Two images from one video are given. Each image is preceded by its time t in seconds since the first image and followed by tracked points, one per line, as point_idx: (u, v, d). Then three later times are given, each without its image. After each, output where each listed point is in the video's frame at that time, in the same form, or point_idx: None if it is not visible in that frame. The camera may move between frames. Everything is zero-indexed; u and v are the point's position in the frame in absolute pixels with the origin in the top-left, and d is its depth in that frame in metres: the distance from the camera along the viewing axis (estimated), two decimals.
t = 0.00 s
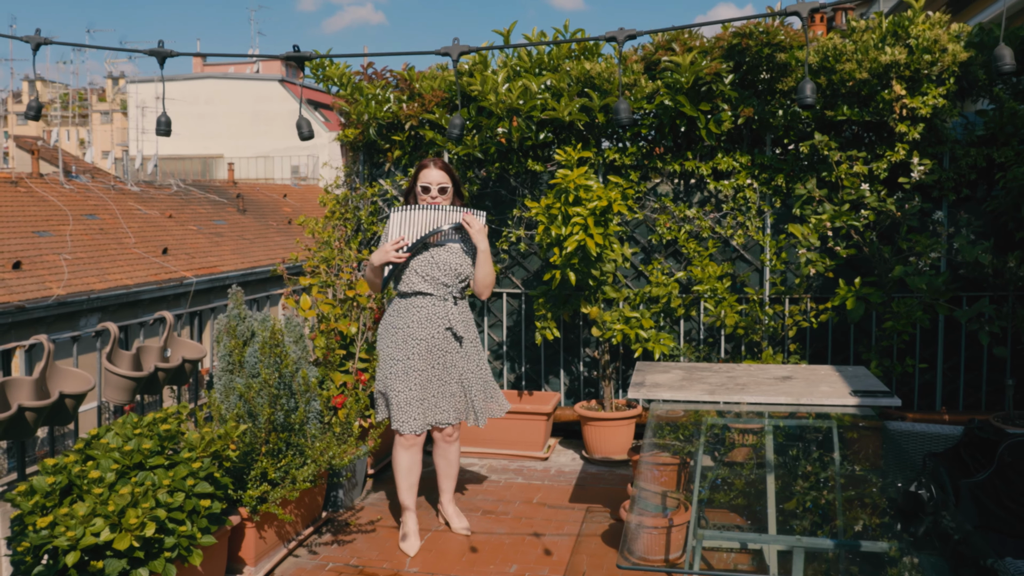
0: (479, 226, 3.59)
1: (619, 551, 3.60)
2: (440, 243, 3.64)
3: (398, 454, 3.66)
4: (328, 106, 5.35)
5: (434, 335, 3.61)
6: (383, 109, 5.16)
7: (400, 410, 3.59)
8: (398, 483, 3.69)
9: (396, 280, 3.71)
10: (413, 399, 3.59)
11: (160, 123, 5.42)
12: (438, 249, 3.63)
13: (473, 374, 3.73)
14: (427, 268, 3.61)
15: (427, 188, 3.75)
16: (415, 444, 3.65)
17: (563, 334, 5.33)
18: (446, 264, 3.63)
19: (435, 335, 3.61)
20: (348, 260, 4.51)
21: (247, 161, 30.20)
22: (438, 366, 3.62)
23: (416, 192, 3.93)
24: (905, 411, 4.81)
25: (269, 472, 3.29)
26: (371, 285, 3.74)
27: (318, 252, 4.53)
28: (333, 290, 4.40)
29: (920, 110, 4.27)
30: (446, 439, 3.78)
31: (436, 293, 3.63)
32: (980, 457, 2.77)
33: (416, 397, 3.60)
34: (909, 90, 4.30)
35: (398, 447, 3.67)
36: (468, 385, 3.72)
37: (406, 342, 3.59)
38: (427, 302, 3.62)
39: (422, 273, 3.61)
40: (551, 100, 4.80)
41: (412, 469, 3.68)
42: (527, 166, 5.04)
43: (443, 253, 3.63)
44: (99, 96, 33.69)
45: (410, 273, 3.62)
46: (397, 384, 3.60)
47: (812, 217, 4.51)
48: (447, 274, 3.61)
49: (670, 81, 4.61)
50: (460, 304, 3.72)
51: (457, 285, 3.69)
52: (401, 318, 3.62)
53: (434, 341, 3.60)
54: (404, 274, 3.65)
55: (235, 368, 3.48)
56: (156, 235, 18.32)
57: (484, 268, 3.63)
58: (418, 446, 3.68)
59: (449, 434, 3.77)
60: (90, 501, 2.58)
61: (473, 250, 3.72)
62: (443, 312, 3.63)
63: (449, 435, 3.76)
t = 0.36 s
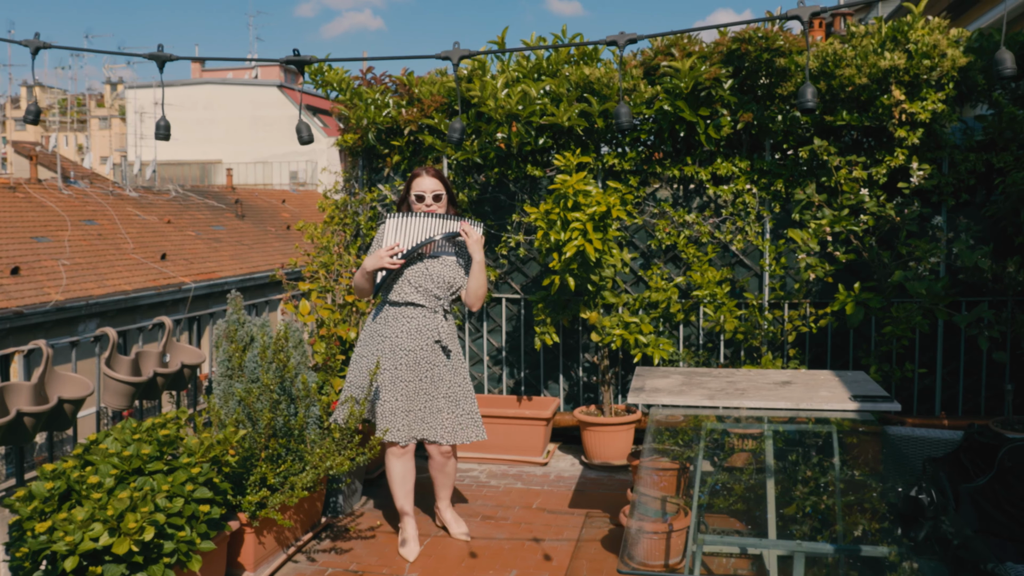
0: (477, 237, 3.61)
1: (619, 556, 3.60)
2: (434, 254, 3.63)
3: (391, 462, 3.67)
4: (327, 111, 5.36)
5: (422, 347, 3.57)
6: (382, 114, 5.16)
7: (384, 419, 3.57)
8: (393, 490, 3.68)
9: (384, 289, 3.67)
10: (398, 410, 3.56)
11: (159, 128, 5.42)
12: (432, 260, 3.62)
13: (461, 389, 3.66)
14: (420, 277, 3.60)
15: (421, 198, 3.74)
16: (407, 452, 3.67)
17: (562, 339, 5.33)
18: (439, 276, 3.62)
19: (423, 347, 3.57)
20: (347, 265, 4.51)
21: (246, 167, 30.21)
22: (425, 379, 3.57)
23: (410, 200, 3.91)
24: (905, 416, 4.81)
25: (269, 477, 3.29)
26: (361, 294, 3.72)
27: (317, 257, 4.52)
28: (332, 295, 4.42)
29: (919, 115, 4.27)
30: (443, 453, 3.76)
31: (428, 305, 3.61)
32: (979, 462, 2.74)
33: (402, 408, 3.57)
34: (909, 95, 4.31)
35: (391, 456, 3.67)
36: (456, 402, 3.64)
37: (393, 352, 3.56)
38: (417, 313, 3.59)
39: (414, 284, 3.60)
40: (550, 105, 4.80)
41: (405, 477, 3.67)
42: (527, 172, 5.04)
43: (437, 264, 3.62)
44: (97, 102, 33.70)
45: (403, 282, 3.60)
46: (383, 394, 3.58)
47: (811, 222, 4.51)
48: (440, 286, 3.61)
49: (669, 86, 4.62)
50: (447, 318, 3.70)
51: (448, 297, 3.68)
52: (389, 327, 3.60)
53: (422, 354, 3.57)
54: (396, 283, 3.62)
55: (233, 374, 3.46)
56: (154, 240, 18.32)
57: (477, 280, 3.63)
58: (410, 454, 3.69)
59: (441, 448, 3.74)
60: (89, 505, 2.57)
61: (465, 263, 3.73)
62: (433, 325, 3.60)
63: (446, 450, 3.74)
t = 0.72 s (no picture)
0: (469, 240, 3.57)
1: (620, 561, 3.57)
2: (428, 259, 3.58)
3: (388, 467, 3.65)
4: (325, 113, 5.34)
5: (416, 352, 3.55)
6: (381, 116, 5.14)
7: (377, 424, 3.57)
8: (392, 495, 3.66)
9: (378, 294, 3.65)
10: (393, 415, 3.55)
11: (156, 129, 5.39)
12: (426, 265, 3.57)
13: (457, 395, 3.63)
14: (413, 282, 3.56)
15: (413, 201, 3.71)
16: (405, 457, 3.64)
17: (562, 343, 5.31)
18: (433, 280, 3.57)
19: (417, 351, 3.55)
20: (346, 268, 4.48)
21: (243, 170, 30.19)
22: (419, 384, 3.54)
23: (401, 206, 3.88)
24: (907, 420, 4.79)
25: (267, 481, 3.25)
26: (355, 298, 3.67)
27: (316, 260, 4.50)
28: (330, 299, 4.44)
29: (922, 116, 4.26)
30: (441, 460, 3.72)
31: (422, 309, 3.58)
32: (983, 464, 2.69)
33: (396, 413, 3.56)
34: (910, 97, 4.29)
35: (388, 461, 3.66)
36: (452, 408, 3.60)
37: (388, 356, 3.55)
38: (411, 317, 3.57)
39: (408, 289, 3.57)
40: (550, 107, 4.79)
41: (404, 482, 3.64)
42: (526, 174, 5.02)
43: (431, 269, 3.57)
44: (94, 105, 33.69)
45: (396, 287, 3.57)
46: (376, 398, 3.57)
47: (812, 225, 4.49)
48: (434, 290, 3.56)
49: (669, 88, 4.61)
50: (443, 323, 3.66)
51: (443, 301, 3.64)
52: (384, 331, 3.58)
53: (417, 358, 3.54)
54: (391, 287, 3.59)
55: (230, 377, 3.48)
56: (151, 244, 18.29)
57: (471, 283, 3.60)
58: (408, 460, 3.66)
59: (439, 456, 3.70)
60: (86, 510, 2.54)
61: (460, 266, 3.68)
62: (427, 329, 3.57)
63: (445, 458, 3.70)
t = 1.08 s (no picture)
0: (461, 238, 3.55)
1: (623, 562, 3.56)
2: (427, 257, 3.54)
3: (394, 468, 3.63)
4: (326, 114, 5.33)
5: (426, 350, 3.54)
6: (382, 117, 5.14)
7: (388, 425, 3.56)
8: (397, 496, 3.64)
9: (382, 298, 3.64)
10: (405, 415, 3.54)
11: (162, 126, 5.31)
12: (424, 264, 3.56)
13: (467, 391, 3.64)
14: (415, 283, 3.56)
15: (410, 203, 3.70)
16: (412, 458, 3.63)
17: (564, 344, 5.29)
18: (436, 277, 3.57)
19: (428, 350, 3.55)
20: (348, 269, 4.47)
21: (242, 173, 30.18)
22: (431, 382, 3.54)
23: (396, 205, 3.86)
24: (910, 421, 4.79)
25: (270, 482, 3.24)
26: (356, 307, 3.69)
27: (317, 261, 4.49)
28: (332, 299, 4.38)
29: (924, 117, 4.25)
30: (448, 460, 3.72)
31: (429, 308, 3.58)
32: (988, 465, 2.73)
33: (408, 413, 3.55)
34: (913, 97, 4.29)
35: (395, 462, 3.64)
36: (463, 404, 3.62)
37: (398, 357, 3.54)
38: (419, 316, 3.56)
39: (412, 289, 3.56)
40: (552, 107, 4.78)
41: (410, 484, 3.63)
42: (528, 175, 5.02)
43: (431, 267, 3.56)
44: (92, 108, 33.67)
45: (399, 289, 3.56)
46: (388, 400, 3.56)
47: (816, 225, 4.48)
48: (438, 288, 3.56)
49: (672, 88, 4.61)
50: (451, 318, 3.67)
51: (448, 297, 3.64)
52: (393, 332, 3.57)
53: (427, 357, 3.54)
54: (393, 290, 3.58)
55: (233, 378, 3.46)
56: (150, 246, 18.27)
57: (472, 278, 3.59)
58: (415, 460, 3.65)
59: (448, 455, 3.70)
60: (89, 510, 2.54)
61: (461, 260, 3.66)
62: (437, 326, 3.57)
63: (450, 458, 3.71)
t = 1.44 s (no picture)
0: (474, 231, 3.57)
1: (633, 564, 3.57)
2: (440, 253, 3.58)
3: (409, 468, 3.63)
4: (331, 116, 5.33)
5: (449, 348, 3.56)
6: (389, 119, 5.14)
7: (415, 426, 3.54)
8: (409, 497, 3.65)
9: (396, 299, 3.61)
10: (432, 415, 3.54)
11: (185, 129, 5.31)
12: (439, 261, 3.57)
13: (484, 384, 3.70)
14: (432, 281, 3.56)
15: (422, 201, 3.68)
16: (426, 457, 3.64)
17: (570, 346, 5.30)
18: (450, 274, 3.60)
19: (449, 347, 3.57)
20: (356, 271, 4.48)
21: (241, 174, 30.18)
22: (455, 379, 3.56)
23: (402, 207, 3.84)
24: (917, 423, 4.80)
25: (281, 485, 3.24)
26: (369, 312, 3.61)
27: (325, 263, 4.49)
28: (341, 301, 4.37)
29: (933, 119, 4.26)
30: (462, 456, 3.72)
31: (447, 305, 3.59)
32: (1000, 468, 2.59)
33: (434, 413, 3.55)
34: (921, 100, 4.30)
35: (410, 463, 3.64)
36: (482, 397, 3.67)
37: (421, 357, 3.54)
38: (439, 315, 3.57)
39: (429, 288, 3.56)
40: (560, 109, 4.79)
41: (423, 484, 3.63)
42: (535, 177, 5.03)
43: (446, 263, 3.58)
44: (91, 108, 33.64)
45: (416, 289, 3.55)
46: (413, 401, 3.54)
47: (824, 227, 4.48)
48: (454, 283, 3.59)
49: (679, 91, 4.61)
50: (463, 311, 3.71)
51: (461, 291, 3.68)
52: (413, 333, 3.55)
53: (451, 354, 3.56)
54: (408, 292, 3.56)
55: (243, 381, 3.45)
56: (150, 248, 18.26)
57: (485, 269, 3.66)
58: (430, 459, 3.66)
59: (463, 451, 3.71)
60: (104, 514, 2.55)
61: (470, 253, 3.71)
62: (456, 323, 3.60)
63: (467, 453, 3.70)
